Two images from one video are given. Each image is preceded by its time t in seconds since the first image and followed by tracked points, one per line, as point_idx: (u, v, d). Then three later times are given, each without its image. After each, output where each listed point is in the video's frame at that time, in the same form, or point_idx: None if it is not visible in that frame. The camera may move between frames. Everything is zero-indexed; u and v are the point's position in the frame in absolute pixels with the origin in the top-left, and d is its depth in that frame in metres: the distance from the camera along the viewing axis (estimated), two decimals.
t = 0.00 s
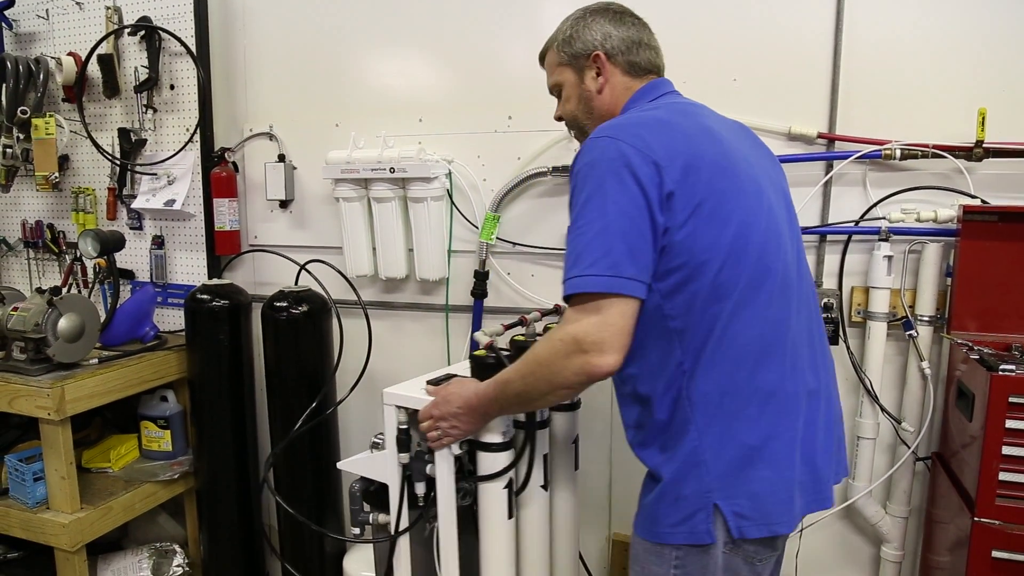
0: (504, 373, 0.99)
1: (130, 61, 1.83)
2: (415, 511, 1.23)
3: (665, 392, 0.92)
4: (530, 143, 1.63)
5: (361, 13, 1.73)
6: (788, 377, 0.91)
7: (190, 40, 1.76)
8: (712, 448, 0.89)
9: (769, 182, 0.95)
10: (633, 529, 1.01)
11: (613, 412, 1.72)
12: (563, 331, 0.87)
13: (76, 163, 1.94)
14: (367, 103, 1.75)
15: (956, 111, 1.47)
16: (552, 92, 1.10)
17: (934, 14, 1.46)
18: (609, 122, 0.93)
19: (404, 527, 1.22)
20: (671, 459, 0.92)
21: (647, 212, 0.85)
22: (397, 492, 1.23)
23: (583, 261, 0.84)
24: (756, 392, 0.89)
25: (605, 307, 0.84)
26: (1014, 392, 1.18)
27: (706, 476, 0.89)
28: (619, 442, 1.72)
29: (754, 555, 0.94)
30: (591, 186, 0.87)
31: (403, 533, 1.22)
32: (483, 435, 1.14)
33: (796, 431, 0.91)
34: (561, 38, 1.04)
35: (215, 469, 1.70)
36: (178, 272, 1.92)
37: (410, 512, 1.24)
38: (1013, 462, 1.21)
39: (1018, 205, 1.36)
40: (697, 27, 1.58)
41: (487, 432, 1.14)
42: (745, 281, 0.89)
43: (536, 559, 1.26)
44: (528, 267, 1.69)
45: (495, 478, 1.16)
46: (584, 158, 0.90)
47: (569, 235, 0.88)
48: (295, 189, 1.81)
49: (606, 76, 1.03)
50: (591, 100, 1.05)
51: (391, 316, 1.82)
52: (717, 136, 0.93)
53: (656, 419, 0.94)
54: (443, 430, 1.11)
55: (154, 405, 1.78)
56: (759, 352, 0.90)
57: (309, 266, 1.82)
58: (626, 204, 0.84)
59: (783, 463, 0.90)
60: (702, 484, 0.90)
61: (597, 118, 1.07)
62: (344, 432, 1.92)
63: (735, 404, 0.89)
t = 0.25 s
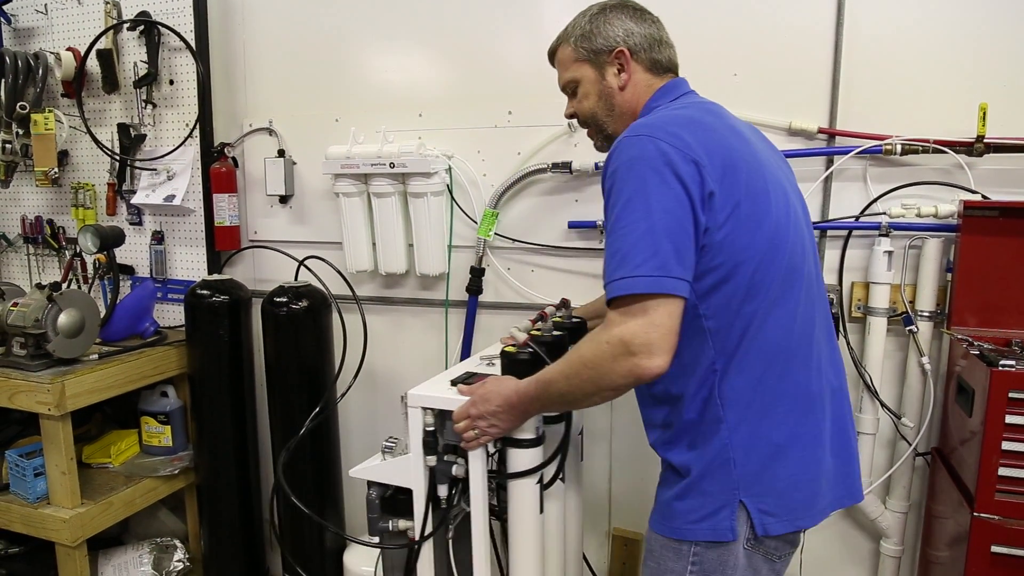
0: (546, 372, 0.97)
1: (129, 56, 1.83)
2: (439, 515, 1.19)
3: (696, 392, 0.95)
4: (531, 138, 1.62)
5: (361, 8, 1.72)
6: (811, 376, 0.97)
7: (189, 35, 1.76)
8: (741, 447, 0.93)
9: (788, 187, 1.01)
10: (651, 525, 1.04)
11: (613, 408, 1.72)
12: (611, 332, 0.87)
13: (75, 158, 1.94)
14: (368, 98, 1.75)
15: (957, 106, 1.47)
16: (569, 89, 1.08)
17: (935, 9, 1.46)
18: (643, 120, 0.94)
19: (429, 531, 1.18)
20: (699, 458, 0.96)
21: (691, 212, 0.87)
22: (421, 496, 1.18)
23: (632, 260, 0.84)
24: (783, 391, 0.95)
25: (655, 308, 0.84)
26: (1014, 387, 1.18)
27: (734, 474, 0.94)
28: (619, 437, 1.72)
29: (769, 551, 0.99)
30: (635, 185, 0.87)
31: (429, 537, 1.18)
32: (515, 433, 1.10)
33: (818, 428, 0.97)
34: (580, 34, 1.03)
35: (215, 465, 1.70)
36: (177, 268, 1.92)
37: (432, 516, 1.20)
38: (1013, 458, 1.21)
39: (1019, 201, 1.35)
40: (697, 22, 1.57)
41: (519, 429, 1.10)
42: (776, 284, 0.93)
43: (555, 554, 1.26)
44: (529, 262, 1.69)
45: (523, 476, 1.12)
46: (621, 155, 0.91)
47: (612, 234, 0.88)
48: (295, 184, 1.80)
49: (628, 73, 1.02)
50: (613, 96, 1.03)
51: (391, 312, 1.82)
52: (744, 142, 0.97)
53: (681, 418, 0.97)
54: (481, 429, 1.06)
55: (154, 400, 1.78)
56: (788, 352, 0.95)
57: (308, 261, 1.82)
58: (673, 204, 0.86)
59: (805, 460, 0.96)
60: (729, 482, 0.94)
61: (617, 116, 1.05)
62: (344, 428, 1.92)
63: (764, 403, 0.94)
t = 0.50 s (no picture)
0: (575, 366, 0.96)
1: (129, 52, 1.83)
2: (460, 516, 1.16)
3: (703, 388, 0.96)
4: (531, 135, 1.62)
5: (361, 4, 1.72)
6: (815, 368, 0.99)
7: (189, 30, 1.76)
8: (750, 441, 0.95)
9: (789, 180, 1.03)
10: (659, 525, 1.03)
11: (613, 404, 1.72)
12: (636, 327, 0.87)
13: (75, 154, 1.94)
14: (368, 94, 1.75)
15: (957, 102, 1.47)
16: (568, 86, 1.06)
17: (936, 4, 1.45)
18: (652, 113, 0.93)
19: (453, 532, 1.15)
20: (708, 456, 0.96)
21: (707, 207, 0.87)
22: (445, 497, 1.15)
23: (655, 256, 0.84)
24: (790, 385, 0.96)
25: (680, 302, 0.84)
26: (1014, 383, 1.18)
27: (743, 469, 0.95)
28: (619, 433, 1.73)
29: (775, 544, 1.00)
30: (653, 180, 0.87)
31: (452, 538, 1.16)
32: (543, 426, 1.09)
33: (821, 419, 1.00)
34: (579, 31, 1.02)
35: (214, 463, 1.70)
36: (177, 264, 1.92)
37: (454, 518, 1.16)
38: (1013, 453, 1.21)
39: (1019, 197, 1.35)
40: (696, 18, 1.57)
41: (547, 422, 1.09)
42: (782, 279, 0.95)
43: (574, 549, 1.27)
44: (529, 258, 1.69)
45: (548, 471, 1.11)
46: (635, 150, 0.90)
47: (630, 230, 0.87)
48: (295, 180, 1.80)
49: (630, 68, 1.02)
50: (616, 92, 1.03)
51: (392, 308, 1.82)
52: (748, 138, 0.98)
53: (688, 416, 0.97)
54: (514, 425, 1.04)
55: (154, 396, 1.78)
56: (794, 346, 0.96)
57: (307, 257, 1.82)
58: (691, 197, 0.86)
59: (811, 452, 0.97)
60: (739, 478, 0.95)
61: (621, 112, 1.05)
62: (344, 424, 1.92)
63: (772, 397, 0.96)
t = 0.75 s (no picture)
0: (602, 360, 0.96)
1: (129, 51, 1.83)
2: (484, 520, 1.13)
3: (709, 384, 0.96)
4: (531, 135, 1.62)
5: (361, 4, 1.72)
6: (817, 360, 1.01)
7: (189, 30, 1.76)
8: (756, 434, 0.96)
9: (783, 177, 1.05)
10: (664, 520, 1.03)
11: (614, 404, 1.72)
12: (657, 323, 0.87)
13: (75, 154, 1.94)
14: (368, 94, 1.75)
15: (957, 101, 1.47)
16: (566, 93, 1.06)
17: (935, 4, 1.45)
18: (654, 111, 0.93)
19: (479, 536, 1.12)
20: (715, 451, 0.96)
21: (715, 202, 0.87)
22: (471, 502, 1.11)
23: (671, 252, 0.84)
24: (793, 377, 0.98)
25: (699, 294, 0.84)
26: (1014, 383, 1.18)
27: (750, 462, 0.95)
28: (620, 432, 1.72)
29: (781, 538, 1.01)
30: (663, 175, 0.87)
31: (478, 541, 1.12)
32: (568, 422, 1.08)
33: (824, 410, 1.01)
34: (573, 36, 1.02)
35: (214, 462, 1.70)
36: (177, 264, 1.92)
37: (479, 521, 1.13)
38: (1013, 453, 1.21)
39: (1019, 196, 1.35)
40: (696, 18, 1.57)
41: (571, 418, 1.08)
42: (783, 273, 0.97)
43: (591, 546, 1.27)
44: (529, 258, 1.69)
45: (571, 467, 1.11)
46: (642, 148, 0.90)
47: (643, 226, 0.87)
48: (295, 180, 1.80)
49: (627, 70, 1.02)
50: (615, 96, 1.03)
51: (392, 308, 1.82)
52: (746, 135, 1.00)
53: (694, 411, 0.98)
54: (545, 422, 1.04)
55: (154, 396, 1.79)
56: (797, 339, 0.98)
57: (308, 257, 1.82)
58: (701, 191, 0.86)
59: (815, 443, 0.99)
60: (746, 471, 0.95)
61: (621, 115, 1.05)
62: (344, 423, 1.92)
63: (777, 390, 0.97)
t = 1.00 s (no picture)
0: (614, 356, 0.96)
1: (129, 52, 1.83)
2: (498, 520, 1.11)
3: (714, 380, 0.96)
4: (531, 135, 1.62)
5: (361, 4, 1.72)
6: (821, 355, 1.01)
7: (189, 30, 1.76)
8: (761, 429, 0.96)
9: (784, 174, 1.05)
10: (669, 517, 1.03)
11: (615, 404, 1.72)
12: (665, 319, 0.87)
13: (75, 154, 1.94)
14: (368, 94, 1.75)
15: (957, 102, 1.47)
16: (568, 101, 1.06)
17: (935, 5, 1.45)
18: (653, 112, 0.94)
19: (493, 536, 1.10)
20: (720, 446, 0.96)
21: (719, 199, 0.87)
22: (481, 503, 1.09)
23: (677, 249, 0.84)
24: (797, 372, 0.98)
25: (706, 290, 0.84)
26: (1014, 383, 1.18)
27: (755, 457, 0.95)
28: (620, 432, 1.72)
29: (785, 534, 1.01)
30: (666, 174, 0.87)
31: (492, 541, 1.10)
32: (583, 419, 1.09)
33: (828, 405, 1.01)
34: (572, 46, 1.02)
35: (214, 461, 1.70)
36: (177, 264, 1.92)
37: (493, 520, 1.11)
38: (1013, 453, 1.21)
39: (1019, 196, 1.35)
40: (696, 18, 1.57)
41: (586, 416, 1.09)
42: (786, 269, 0.97)
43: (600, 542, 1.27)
44: (529, 258, 1.69)
45: (583, 463, 1.11)
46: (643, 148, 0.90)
47: (647, 225, 0.87)
48: (295, 180, 1.80)
49: (627, 76, 1.02)
50: (617, 102, 1.03)
51: (392, 308, 1.82)
52: (745, 133, 1.00)
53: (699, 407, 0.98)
54: (561, 418, 1.04)
55: (154, 396, 1.79)
56: (800, 335, 0.98)
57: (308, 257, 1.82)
58: (704, 188, 0.86)
59: (820, 438, 0.99)
60: (751, 466, 0.95)
61: (623, 120, 1.05)
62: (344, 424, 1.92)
63: (781, 385, 0.97)
